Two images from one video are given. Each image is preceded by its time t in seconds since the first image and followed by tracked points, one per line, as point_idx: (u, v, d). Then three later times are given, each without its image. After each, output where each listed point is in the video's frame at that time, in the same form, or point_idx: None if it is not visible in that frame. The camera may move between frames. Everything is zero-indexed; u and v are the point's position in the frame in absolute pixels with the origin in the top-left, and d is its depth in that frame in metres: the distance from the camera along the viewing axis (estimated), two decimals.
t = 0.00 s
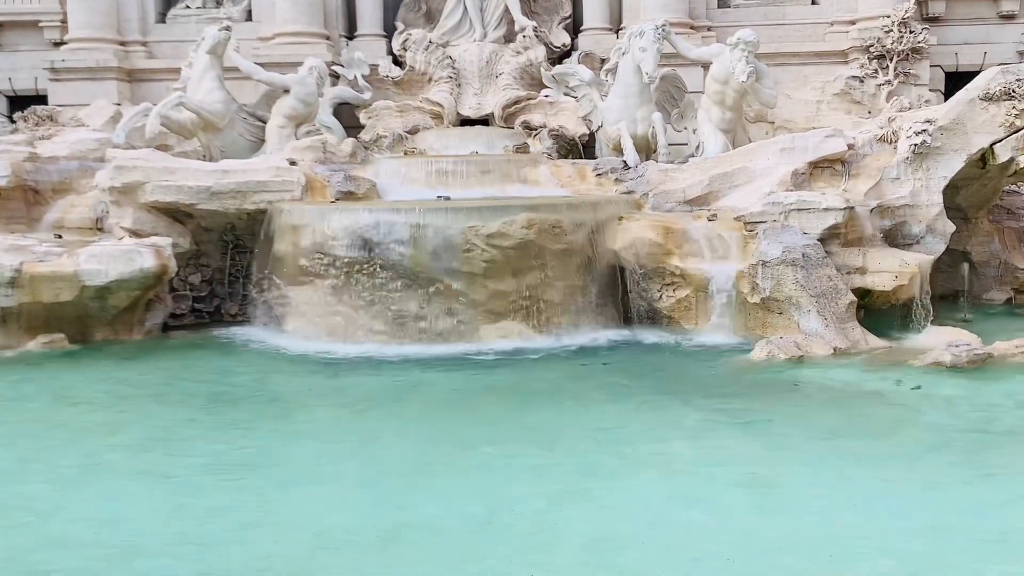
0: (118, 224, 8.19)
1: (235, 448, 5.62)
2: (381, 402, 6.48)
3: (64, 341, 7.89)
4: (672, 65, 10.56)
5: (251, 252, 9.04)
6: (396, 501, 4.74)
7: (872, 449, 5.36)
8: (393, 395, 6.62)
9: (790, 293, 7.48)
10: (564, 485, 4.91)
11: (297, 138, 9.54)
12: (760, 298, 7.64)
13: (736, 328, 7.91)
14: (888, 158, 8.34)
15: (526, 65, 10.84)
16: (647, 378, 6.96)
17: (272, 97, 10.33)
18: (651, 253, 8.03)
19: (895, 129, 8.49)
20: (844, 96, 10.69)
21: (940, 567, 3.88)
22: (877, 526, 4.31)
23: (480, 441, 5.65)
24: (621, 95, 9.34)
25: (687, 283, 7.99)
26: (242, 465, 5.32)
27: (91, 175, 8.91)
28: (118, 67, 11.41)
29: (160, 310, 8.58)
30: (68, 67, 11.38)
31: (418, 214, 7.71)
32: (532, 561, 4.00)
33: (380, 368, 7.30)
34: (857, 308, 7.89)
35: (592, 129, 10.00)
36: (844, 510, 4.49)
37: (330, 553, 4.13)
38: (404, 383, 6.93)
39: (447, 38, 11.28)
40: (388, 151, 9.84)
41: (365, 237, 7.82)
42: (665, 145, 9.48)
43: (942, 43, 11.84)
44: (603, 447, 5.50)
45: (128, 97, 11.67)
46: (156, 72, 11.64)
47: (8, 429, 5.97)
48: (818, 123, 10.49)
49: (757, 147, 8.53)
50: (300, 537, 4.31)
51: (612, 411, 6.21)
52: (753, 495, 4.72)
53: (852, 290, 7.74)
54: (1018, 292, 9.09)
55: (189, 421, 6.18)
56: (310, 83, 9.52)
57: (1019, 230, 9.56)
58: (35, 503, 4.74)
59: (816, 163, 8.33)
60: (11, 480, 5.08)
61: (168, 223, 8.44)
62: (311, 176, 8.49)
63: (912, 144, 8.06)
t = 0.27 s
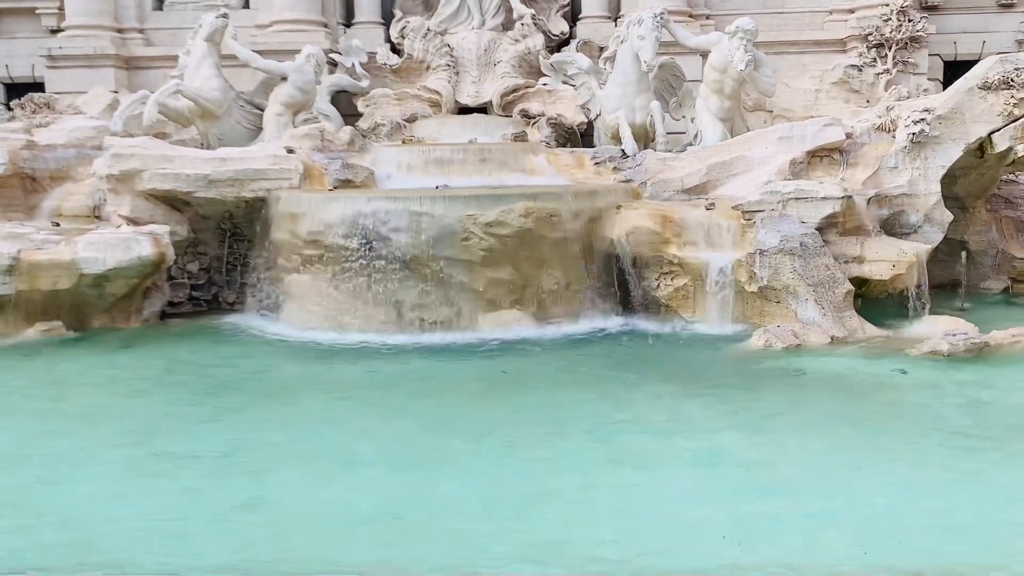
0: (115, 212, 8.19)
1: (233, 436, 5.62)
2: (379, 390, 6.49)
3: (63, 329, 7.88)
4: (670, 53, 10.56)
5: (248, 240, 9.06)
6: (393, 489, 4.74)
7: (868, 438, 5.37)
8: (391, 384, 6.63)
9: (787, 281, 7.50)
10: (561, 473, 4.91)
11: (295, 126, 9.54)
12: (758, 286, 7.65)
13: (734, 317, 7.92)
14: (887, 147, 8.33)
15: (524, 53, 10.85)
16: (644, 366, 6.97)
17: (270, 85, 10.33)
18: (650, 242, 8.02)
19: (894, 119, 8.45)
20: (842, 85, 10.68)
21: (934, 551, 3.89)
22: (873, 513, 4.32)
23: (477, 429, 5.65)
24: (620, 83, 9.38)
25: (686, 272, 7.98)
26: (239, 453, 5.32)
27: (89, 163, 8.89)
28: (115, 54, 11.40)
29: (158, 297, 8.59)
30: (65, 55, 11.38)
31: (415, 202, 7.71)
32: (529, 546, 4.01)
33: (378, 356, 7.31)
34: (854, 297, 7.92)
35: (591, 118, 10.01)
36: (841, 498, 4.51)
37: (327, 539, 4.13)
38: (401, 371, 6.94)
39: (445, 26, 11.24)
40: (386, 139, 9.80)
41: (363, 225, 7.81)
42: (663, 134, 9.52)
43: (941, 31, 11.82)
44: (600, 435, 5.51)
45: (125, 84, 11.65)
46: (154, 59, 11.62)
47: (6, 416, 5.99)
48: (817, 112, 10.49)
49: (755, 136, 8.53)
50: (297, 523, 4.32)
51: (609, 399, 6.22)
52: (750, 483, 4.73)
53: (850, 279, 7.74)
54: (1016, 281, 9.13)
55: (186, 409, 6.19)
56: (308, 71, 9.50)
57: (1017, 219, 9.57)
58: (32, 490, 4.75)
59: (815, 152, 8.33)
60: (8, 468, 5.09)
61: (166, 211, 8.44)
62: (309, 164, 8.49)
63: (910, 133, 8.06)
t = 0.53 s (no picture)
0: (110, 202, 8.18)
1: (228, 426, 5.62)
2: (375, 380, 6.50)
3: (58, 318, 7.86)
4: (667, 43, 10.56)
5: (245, 230, 9.04)
6: (388, 479, 4.73)
7: (863, 428, 5.38)
8: (387, 374, 6.63)
9: (783, 272, 7.49)
10: (556, 464, 4.90)
11: (290, 116, 9.48)
12: (753, 277, 7.67)
13: (730, 307, 7.93)
14: (882, 138, 8.35)
15: (521, 43, 10.84)
16: (640, 357, 6.98)
17: (266, 74, 10.32)
18: (647, 233, 8.09)
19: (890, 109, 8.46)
20: (839, 76, 10.68)
21: (930, 540, 3.90)
22: (868, 502, 4.33)
23: (473, 420, 5.64)
24: (616, 73, 9.43)
25: (681, 262, 8.02)
26: (235, 442, 5.32)
27: (84, 152, 8.90)
28: (110, 44, 11.36)
29: (154, 287, 8.57)
30: (60, 43, 11.33)
31: (411, 192, 7.70)
32: (525, 536, 3.99)
33: (374, 346, 7.31)
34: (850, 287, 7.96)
35: (587, 108, 10.04)
36: (836, 488, 4.52)
37: (323, 527, 4.13)
38: (397, 361, 6.92)
39: (441, 15, 11.06)
40: (382, 129, 9.87)
41: (359, 216, 7.80)
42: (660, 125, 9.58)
43: (938, 22, 11.82)
44: (596, 426, 5.50)
45: (120, 73, 11.62)
46: (149, 48, 11.58)
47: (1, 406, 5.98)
48: (813, 102, 10.51)
49: (752, 126, 8.52)
50: (294, 512, 4.32)
51: (605, 389, 6.22)
52: (745, 473, 4.72)
53: (846, 270, 7.75)
54: (1011, 272, 9.12)
55: (182, 398, 6.19)
56: (303, 60, 9.47)
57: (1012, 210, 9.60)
58: (28, 479, 4.75)
59: (811, 142, 8.34)
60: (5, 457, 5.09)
61: (162, 201, 8.45)
62: (304, 153, 8.48)
63: (907, 123, 8.04)
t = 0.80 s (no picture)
0: (106, 190, 8.15)
1: (225, 414, 5.60)
2: (372, 368, 6.49)
3: (53, 307, 7.85)
4: (664, 31, 10.57)
5: (241, 219, 9.04)
6: (384, 466, 4.70)
7: (861, 415, 5.37)
8: (384, 362, 6.62)
9: (780, 261, 7.51)
10: (552, 450, 4.87)
11: (287, 105, 9.50)
12: (750, 267, 7.67)
13: (727, 296, 7.94)
14: (879, 127, 8.35)
15: (518, 32, 10.83)
16: (637, 346, 6.97)
17: (262, 63, 10.32)
18: (642, 222, 8.04)
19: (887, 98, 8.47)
20: (835, 65, 10.70)
21: (934, 522, 3.86)
22: (868, 486, 4.30)
23: (469, 409, 5.62)
24: (613, 62, 9.44)
25: (678, 252, 8.00)
26: (232, 430, 5.30)
27: (79, 141, 8.91)
28: (106, 32, 11.33)
29: (150, 277, 8.56)
30: (55, 32, 11.30)
31: (408, 181, 7.68)
32: (521, 521, 3.94)
33: (371, 335, 7.29)
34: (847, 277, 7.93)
35: (584, 97, 10.07)
36: (835, 471, 4.49)
37: (320, 513, 4.09)
38: (395, 350, 6.91)
39: (438, 3, 11.00)
40: (379, 117, 9.88)
41: (356, 204, 7.78)
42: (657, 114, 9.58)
43: (936, 11, 11.80)
44: (593, 414, 5.50)
45: (116, 62, 11.59)
46: (145, 36, 11.56)
47: None
48: (810, 92, 10.55)
49: (749, 116, 8.52)
50: (290, 499, 4.29)
51: (603, 378, 6.22)
52: (744, 459, 4.68)
53: (842, 259, 7.75)
54: (1007, 261, 9.23)
55: (179, 387, 6.17)
56: (300, 49, 9.47)
57: (1008, 199, 9.63)
58: (23, 468, 4.72)
59: (808, 132, 8.34)
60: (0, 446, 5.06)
61: (158, 190, 8.43)
62: (301, 142, 8.49)
63: (904, 113, 8.07)
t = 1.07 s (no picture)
0: (105, 178, 8.15)
1: (225, 402, 5.59)
2: (371, 357, 6.48)
3: (52, 295, 7.84)
4: (664, 18, 10.54)
5: (239, 207, 9.03)
6: (384, 452, 4.69)
7: (860, 404, 5.36)
8: (383, 350, 6.62)
9: (779, 249, 7.50)
10: (552, 437, 4.87)
11: (286, 92, 9.52)
12: (750, 254, 7.66)
13: (726, 284, 7.94)
14: (879, 115, 8.33)
15: (517, 19, 10.80)
16: (636, 334, 6.96)
17: (260, 50, 10.31)
18: (643, 209, 8.03)
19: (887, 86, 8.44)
20: (835, 52, 10.69)
21: (935, 507, 3.84)
22: (868, 473, 4.28)
23: (468, 396, 5.62)
24: (613, 49, 9.43)
25: (677, 240, 7.99)
26: (230, 418, 5.28)
27: (77, 129, 8.97)
28: (104, 19, 11.30)
29: (149, 265, 8.58)
30: (53, 19, 11.27)
31: (408, 169, 7.68)
32: (521, 506, 3.92)
33: (369, 323, 7.28)
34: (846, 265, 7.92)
35: (583, 84, 10.11)
36: (835, 459, 4.48)
37: (318, 499, 4.07)
38: (394, 338, 6.91)
39: None
40: (378, 105, 9.87)
41: (355, 192, 7.77)
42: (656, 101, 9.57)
43: None
44: (593, 401, 5.50)
45: (114, 49, 11.56)
46: (143, 24, 11.53)
47: None
48: (810, 79, 10.56)
49: (749, 103, 8.51)
50: (289, 484, 4.27)
51: (602, 365, 6.22)
52: (744, 446, 4.66)
53: (842, 246, 7.74)
54: (1007, 249, 9.23)
55: (178, 375, 6.17)
56: (298, 36, 9.47)
57: (1008, 187, 9.62)
58: (21, 455, 4.70)
59: (808, 119, 8.32)
60: None
61: (157, 177, 8.42)
62: (300, 130, 8.50)
63: (904, 100, 8.06)
